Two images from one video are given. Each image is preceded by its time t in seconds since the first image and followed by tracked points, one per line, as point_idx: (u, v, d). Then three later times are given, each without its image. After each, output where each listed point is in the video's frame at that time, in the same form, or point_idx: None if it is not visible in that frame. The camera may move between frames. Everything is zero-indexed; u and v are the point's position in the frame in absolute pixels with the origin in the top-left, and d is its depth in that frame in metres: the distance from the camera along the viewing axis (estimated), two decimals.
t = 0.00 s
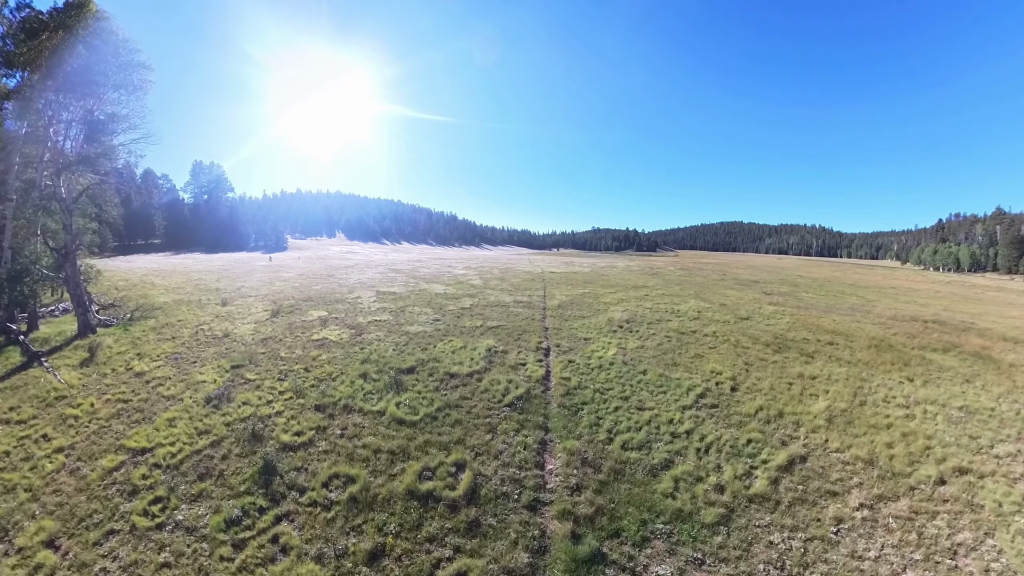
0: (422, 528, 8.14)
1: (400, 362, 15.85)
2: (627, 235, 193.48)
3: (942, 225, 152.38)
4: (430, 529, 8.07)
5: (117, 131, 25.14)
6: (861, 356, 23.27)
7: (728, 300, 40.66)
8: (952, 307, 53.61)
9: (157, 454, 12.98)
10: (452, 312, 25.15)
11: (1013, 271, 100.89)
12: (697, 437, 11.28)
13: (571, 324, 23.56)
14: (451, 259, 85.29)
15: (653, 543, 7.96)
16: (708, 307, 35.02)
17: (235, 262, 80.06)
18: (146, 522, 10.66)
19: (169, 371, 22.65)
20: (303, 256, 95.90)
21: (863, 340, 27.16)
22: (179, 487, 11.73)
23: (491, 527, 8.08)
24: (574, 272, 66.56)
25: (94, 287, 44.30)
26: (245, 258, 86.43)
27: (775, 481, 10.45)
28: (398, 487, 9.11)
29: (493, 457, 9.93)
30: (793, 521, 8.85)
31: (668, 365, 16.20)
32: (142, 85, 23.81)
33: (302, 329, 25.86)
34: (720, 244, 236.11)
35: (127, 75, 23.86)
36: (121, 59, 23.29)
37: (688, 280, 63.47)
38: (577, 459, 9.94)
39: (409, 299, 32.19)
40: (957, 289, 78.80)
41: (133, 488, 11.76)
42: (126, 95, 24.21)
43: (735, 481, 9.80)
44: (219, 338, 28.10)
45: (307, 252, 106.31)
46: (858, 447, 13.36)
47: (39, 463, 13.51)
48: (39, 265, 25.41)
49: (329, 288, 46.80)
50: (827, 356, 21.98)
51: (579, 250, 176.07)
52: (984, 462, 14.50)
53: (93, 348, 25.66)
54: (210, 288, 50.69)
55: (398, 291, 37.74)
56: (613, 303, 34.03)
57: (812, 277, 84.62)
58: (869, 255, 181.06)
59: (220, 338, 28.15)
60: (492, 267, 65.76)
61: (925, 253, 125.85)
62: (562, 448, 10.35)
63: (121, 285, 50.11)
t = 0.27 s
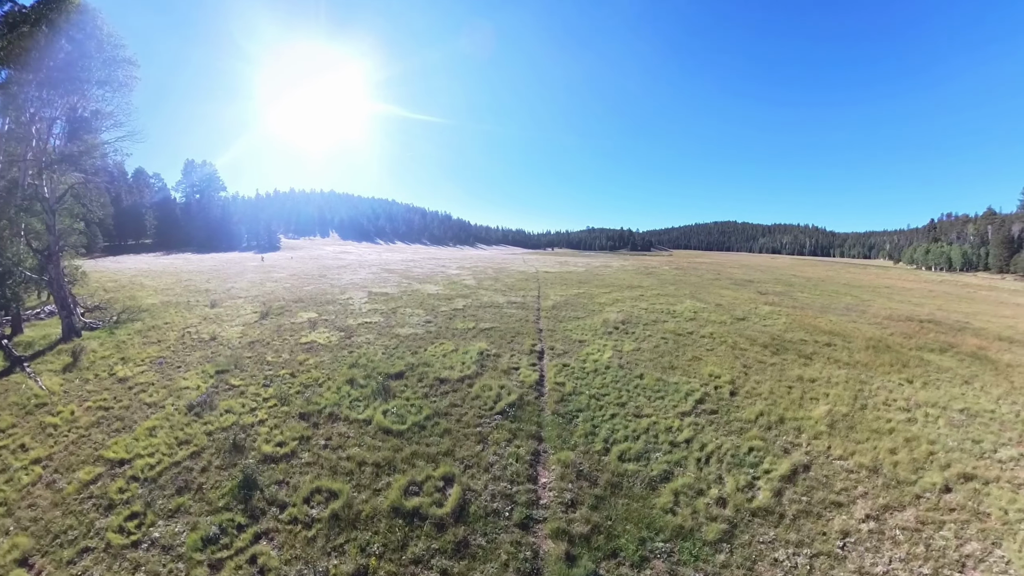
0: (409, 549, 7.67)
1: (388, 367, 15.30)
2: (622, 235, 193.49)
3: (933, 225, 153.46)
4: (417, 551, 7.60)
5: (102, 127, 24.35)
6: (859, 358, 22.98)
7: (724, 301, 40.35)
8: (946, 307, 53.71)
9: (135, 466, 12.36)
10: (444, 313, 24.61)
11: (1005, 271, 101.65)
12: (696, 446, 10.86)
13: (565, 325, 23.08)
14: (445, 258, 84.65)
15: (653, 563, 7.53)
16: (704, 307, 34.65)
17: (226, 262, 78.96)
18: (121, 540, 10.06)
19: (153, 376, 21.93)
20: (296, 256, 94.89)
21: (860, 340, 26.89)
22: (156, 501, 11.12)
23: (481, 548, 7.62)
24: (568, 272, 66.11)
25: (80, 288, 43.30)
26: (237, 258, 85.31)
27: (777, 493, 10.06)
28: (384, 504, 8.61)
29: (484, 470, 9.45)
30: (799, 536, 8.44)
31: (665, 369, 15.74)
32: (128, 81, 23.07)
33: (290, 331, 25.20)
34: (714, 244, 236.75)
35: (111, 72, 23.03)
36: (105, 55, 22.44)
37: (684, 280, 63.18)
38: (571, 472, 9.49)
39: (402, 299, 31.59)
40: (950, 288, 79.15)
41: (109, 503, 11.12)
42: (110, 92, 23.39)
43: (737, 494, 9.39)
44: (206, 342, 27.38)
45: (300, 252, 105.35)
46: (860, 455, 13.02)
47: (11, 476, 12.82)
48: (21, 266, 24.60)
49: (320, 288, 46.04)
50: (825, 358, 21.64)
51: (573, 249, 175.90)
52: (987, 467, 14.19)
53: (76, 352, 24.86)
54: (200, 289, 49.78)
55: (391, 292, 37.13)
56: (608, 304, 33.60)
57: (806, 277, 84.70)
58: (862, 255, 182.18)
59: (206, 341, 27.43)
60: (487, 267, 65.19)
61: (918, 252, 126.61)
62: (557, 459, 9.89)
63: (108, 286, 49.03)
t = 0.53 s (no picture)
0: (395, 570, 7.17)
1: (377, 370, 14.73)
2: (616, 234, 193.40)
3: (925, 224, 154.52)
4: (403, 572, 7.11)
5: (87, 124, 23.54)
6: (858, 358, 22.67)
7: (719, 300, 40.03)
8: (941, 306, 53.78)
9: (112, 476, 11.69)
10: (437, 314, 24.04)
11: (996, 270, 102.41)
12: (698, 452, 10.42)
13: (560, 326, 22.60)
14: (439, 258, 83.94)
15: None
16: (700, 306, 34.28)
17: (217, 262, 77.84)
18: (94, 557, 9.42)
19: (135, 381, 21.19)
20: (288, 256, 93.84)
21: (858, 340, 26.61)
22: (132, 514, 10.49)
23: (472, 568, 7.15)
24: (563, 271, 65.65)
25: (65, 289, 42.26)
26: (228, 258, 84.13)
27: (782, 502, 9.65)
28: (369, 520, 8.11)
29: (476, 482, 8.97)
30: (808, 550, 8.04)
31: (663, 370, 15.28)
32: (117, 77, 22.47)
33: (279, 333, 24.52)
34: (709, 244, 237.37)
35: (98, 67, 22.23)
36: (91, 49, 21.63)
37: (679, 280, 62.86)
38: (568, 483, 9.03)
39: (394, 300, 30.96)
40: (942, 287, 79.43)
41: (83, 516, 10.45)
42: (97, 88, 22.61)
43: (741, 505, 8.98)
44: (192, 344, 26.63)
45: (292, 252, 104.25)
46: (863, 460, 12.66)
47: None
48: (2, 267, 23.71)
49: (311, 288, 45.27)
50: (825, 358, 21.29)
51: (568, 248, 175.63)
52: (992, 470, 13.87)
53: (58, 355, 24.00)
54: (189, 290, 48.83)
55: (383, 292, 36.49)
56: (604, 303, 33.14)
57: (800, 276, 84.74)
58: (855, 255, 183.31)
59: (193, 343, 26.70)
60: (481, 267, 64.58)
61: (910, 252, 127.44)
62: (552, 470, 9.42)
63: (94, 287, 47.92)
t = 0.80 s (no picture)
0: None
1: (366, 376, 14.21)
2: (611, 234, 193.36)
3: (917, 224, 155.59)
4: None
5: (73, 120, 23.01)
6: (857, 359, 22.40)
7: (716, 300, 39.74)
8: (935, 305, 53.88)
9: (92, 491, 11.08)
10: (430, 316, 23.50)
11: (988, 269, 103.21)
12: (701, 463, 10.02)
13: (556, 328, 22.15)
14: (433, 258, 83.28)
15: None
16: (697, 307, 33.96)
17: (207, 262, 76.73)
18: None
19: (119, 388, 20.50)
20: (281, 256, 92.82)
21: (856, 341, 26.37)
22: (111, 533, 9.92)
23: None
24: (558, 271, 65.24)
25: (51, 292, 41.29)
26: (219, 258, 83.02)
27: (789, 515, 9.25)
28: (356, 542, 7.65)
29: (469, 499, 8.53)
30: (818, 566, 7.66)
31: (662, 374, 14.87)
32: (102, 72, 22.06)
33: (268, 336, 23.90)
34: (703, 243, 237.95)
35: (83, 63, 21.75)
36: (76, 45, 21.11)
37: (674, 279, 62.60)
38: (566, 499, 8.60)
39: (386, 301, 30.38)
40: (935, 286, 80.21)
41: (60, 535, 9.87)
42: (83, 85, 22.14)
43: (747, 519, 8.58)
44: (179, 348, 25.93)
45: (285, 251, 103.17)
46: (868, 468, 12.31)
47: None
48: None
49: (303, 289, 44.56)
50: (824, 360, 20.99)
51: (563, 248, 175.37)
52: (997, 474, 13.58)
53: (41, 361, 23.22)
54: (178, 291, 47.93)
55: (375, 293, 35.87)
56: (600, 304, 32.73)
57: (794, 275, 84.85)
58: (848, 254, 184.42)
59: (180, 348, 25.99)
60: (476, 267, 64.03)
61: (903, 251, 128.16)
62: (549, 484, 9.00)
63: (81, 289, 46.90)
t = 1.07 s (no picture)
0: None
1: (355, 380, 13.67)
2: (606, 233, 193.24)
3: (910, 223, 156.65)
4: None
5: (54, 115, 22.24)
6: (857, 359, 22.09)
7: (712, 300, 39.39)
8: (930, 304, 53.90)
9: (67, 503, 10.45)
10: (422, 316, 22.93)
11: (980, 268, 103.97)
12: (705, 471, 9.59)
13: (552, 328, 21.66)
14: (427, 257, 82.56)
15: None
16: (693, 306, 33.60)
17: (198, 262, 75.55)
18: None
19: (101, 393, 19.80)
20: (272, 256, 91.70)
21: (855, 340, 26.08)
22: (84, 550, 9.31)
23: None
24: (553, 271, 64.78)
25: (35, 293, 40.24)
26: (209, 258, 81.86)
27: (798, 525, 8.83)
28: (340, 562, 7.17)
29: (461, 514, 8.07)
30: None
31: (661, 376, 14.41)
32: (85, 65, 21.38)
33: (256, 338, 23.23)
34: (697, 242, 238.52)
35: (66, 56, 21.02)
36: (59, 37, 20.38)
37: (670, 279, 62.29)
38: (564, 513, 8.14)
39: (378, 301, 29.75)
40: (929, 285, 80.43)
41: (30, 552, 9.25)
42: (66, 78, 21.41)
43: (755, 530, 8.15)
44: (165, 352, 25.18)
45: (277, 251, 102.00)
46: (875, 474, 11.92)
47: None
48: None
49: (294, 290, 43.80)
50: (824, 360, 20.63)
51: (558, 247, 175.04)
52: (1004, 477, 13.24)
53: (21, 364, 22.41)
54: (167, 292, 46.95)
55: (367, 293, 35.22)
56: (596, 304, 32.28)
57: (789, 274, 84.89)
58: (841, 254, 185.50)
59: (166, 351, 25.25)
60: (470, 266, 63.44)
61: (895, 250, 128.87)
62: (547, 497, 8.54)
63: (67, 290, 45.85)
